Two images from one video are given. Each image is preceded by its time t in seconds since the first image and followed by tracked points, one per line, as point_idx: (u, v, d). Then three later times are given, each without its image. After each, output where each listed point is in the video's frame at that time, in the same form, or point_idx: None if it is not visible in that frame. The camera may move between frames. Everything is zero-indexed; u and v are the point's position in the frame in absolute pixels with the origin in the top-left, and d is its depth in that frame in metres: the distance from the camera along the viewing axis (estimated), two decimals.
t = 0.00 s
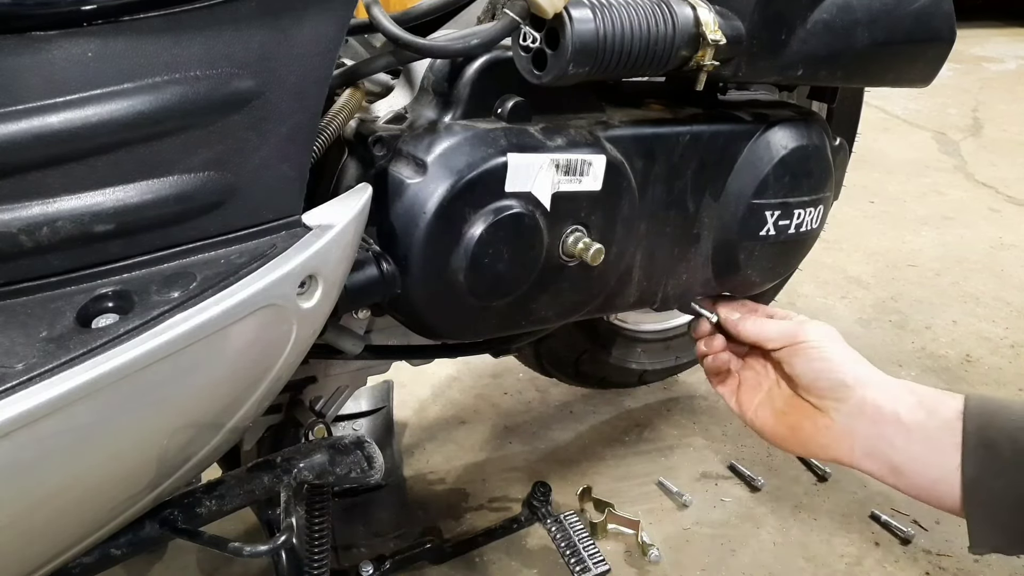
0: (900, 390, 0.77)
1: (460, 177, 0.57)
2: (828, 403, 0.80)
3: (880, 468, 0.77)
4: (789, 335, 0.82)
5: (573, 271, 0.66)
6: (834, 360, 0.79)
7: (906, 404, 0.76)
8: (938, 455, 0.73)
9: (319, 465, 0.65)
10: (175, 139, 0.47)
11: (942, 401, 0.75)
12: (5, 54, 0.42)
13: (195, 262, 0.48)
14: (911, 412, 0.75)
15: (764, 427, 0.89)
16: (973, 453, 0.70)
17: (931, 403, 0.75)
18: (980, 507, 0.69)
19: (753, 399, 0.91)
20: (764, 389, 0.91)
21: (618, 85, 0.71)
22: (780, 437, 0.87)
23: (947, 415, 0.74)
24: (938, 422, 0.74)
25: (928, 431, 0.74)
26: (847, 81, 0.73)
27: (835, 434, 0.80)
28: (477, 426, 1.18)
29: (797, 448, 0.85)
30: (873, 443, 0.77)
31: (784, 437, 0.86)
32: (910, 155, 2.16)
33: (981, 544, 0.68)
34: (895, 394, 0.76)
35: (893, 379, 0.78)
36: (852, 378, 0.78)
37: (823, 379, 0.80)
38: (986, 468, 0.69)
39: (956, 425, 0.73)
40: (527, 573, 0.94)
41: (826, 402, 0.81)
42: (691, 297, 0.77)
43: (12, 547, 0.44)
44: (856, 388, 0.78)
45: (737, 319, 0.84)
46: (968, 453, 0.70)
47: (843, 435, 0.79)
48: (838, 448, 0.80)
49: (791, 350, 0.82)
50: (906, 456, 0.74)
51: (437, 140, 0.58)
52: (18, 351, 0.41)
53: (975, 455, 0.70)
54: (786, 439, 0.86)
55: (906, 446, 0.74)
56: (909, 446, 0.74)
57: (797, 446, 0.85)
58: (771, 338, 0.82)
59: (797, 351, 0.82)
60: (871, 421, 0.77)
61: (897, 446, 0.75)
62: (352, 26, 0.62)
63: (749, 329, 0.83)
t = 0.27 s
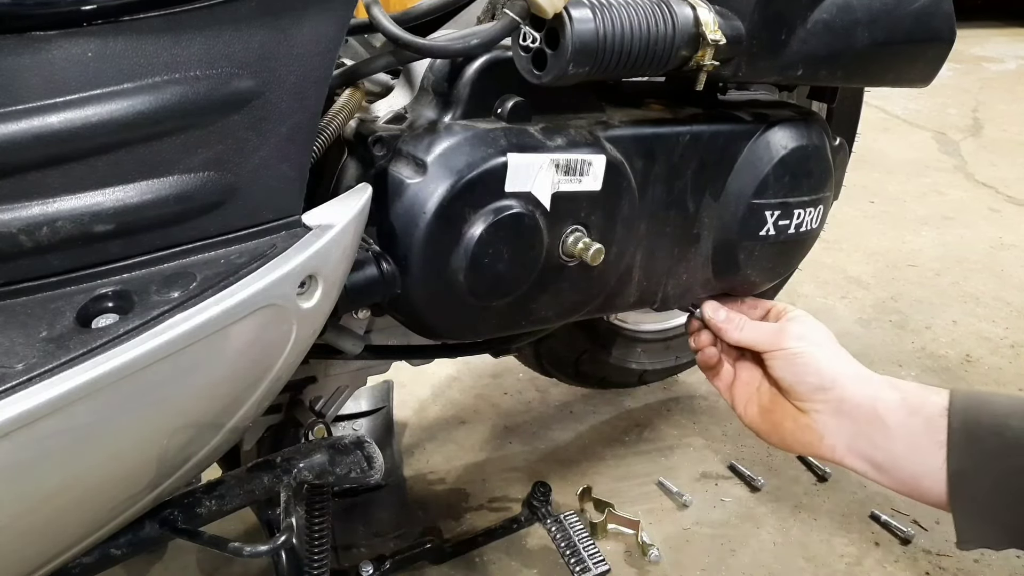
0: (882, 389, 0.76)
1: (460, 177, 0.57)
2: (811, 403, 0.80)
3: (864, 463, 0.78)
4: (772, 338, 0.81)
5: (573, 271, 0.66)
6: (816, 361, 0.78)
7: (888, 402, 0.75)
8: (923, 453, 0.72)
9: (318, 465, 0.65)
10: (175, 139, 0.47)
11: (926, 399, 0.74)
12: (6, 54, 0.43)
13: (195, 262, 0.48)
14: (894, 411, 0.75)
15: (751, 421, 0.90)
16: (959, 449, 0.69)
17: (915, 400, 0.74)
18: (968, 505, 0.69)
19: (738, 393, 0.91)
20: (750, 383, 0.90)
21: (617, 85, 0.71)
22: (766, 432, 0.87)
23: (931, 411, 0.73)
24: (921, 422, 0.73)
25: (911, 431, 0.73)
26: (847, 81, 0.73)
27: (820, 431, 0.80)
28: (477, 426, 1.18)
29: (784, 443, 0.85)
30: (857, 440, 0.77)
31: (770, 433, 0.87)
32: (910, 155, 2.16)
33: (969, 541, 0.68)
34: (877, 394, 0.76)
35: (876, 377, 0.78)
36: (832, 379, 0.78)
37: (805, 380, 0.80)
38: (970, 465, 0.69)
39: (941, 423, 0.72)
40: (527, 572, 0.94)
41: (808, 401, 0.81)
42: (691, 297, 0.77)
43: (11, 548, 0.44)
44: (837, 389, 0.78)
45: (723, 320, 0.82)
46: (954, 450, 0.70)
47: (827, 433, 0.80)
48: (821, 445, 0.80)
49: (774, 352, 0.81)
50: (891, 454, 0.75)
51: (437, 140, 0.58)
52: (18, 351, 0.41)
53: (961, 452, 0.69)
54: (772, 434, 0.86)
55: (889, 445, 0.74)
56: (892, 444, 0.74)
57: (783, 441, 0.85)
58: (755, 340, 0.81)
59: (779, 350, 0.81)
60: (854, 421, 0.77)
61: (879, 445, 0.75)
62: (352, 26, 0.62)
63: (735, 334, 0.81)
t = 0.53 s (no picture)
0: (848, 400, 0.72)
1: (460, 177, 0.57)
2: (770, 403, 0.77)
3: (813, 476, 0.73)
4: (750, 338, 0.80)
5: (573, 271, 0.66)
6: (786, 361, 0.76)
7: (849, 412, 0.71)
8: (877, 466, 0.68)
9: (319, 466, 0.65)
10: (174, 139, 0.47)
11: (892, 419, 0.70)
12: (5, 54, 0.43)
13: (195, 262, 0.48)
14: (854, 420, 0.71)
15: (710, 423, 0.85)
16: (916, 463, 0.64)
17: (880, 418, 0.70)
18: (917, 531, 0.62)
19: (704, 396, 0.87)
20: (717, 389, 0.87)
21: (617, 85, 0.72)
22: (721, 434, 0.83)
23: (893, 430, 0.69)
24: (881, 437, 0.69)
25: (868, 442, 0.69)
26: (847, 81, 0.73)
27: (772, 435, 0.76)
28: (477, 426, 1.18)
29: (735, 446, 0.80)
30: (808, 446, 0.72)
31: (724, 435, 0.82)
32: (910, 155, 2.16)
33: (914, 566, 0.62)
34: (840, 402, 0.72)
35: (842, 391, 0.74)
36: (798, 379, 0.75)
37: (771, 379, 0.77)
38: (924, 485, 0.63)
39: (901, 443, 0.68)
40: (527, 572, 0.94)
41: (768, 403, 0.77)
42: (691, 297, 0.77)
43: (11, 548, 0.44)
44: (800, 389, 0.74)
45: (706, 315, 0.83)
46: (910, 465, 0.65)
47: (779, 436, 0.75)
48: (773, 449, 0.76)
49: (749, 351, 0.80)
50: (843, 464, 0.70)
51: (437, 140, 0.58)
52: (19, 351, 0.41)
53: (918, 466, 0.64)
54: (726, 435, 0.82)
55: (842, 452, 0.70)
56: (845, 453, 0.70)
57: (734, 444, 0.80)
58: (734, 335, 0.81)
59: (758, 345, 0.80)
60: (810, 424, 0.73)
61: (830, 452, 0.71)
62: (352, 26, 0.62)
63: (714, 329, 0.82)
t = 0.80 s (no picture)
0: (841, 412, 0.73)
1: (460, 177, 0.57)
2: (763, 413, 0.77)
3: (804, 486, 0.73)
4: (746, 347, 0.81)
5: (573, 271, 0.66)
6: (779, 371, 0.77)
7: (841, 424, 0.71)
8: (867, 477, 0.68)
9: (319, 465, 0.65)
10: (174, 139, 0.47)
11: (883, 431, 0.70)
12: (5, 54, 0.43)
13: (195, 262, 0.48)
14: (845, 432, 0.71)
15: (702, 427, 0.85)
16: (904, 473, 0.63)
17: (871, 431, 0.70)
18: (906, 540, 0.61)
19: (698, 400, 0.87)
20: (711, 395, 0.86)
21: (617, 85, 0.72)
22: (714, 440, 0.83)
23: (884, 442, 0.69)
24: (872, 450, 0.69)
25: (859, 454, 0.69)
26: (847, 81, 0.73)
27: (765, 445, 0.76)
28: (477, 426, 1.18)
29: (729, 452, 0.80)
30: (799, 456, 0.73)
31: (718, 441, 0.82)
32: (910, 155, 2.16)
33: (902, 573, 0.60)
34: (833, 414, 0.72)
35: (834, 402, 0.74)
36: (791, 390, 0.75)
37: (764, 389, 0.77)
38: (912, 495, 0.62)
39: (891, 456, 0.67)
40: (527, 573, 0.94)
41: (762, 413, 0.77)
42: (691, 297, 0.77)
43: (11, 548, 0.44)
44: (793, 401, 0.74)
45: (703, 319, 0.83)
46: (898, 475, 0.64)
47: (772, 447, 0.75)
48: (764, 459, 0.76)
49: (744, 359, 0.80)
50: (833, 475, 0.70)
51: (437, 140, 0.58)
52: (19, 351, 0.41)
53: (906, 475, 0.63)
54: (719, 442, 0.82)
55: (832, 464, 0.70)
56: (836, 465, 0.70)
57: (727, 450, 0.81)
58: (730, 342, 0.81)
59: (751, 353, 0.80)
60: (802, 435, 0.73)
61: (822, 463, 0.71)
62: (352, 26, 0.62)
63: (711, 334, 0.83)
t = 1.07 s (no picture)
0: (880, 386, 0.68)
1: (460, 177, 0.57)
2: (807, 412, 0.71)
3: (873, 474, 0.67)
4: (764, 343, 0.74)
5: (572, 271, 0.66)
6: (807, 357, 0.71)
7: (886, 398, 0.66)
8: (924, 451, 0.63)
9: (319, 466, 0.65)
10: (174, 139, 0.47)
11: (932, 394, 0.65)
12: (5, 54, 0.43)
13: (195, 262, 0.48)
14: (890, 407, 0.66)
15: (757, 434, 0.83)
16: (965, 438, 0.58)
17: (915, 396, 0.65)
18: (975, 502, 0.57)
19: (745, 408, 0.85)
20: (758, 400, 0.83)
21: (617, 85, 0.72)
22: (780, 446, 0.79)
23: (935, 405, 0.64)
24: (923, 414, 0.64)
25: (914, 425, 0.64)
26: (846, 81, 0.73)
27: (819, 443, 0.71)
28: (477, 426, 1.18)
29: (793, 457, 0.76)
30: (854, 443, 0.67)
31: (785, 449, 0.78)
32: (910, 155, 2.16)
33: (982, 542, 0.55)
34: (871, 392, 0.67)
35: (872, 373, 0.69)
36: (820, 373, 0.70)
37: (795, 383, 0.71)
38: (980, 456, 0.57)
39: (941, 416, 0.63)
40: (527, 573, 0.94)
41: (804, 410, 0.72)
42: (691, 297, 0.77)
43: (11, 547, 0.44)
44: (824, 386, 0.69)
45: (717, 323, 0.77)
46: (955, 438, 0.59)
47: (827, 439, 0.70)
48: (825, 453, 0.71)
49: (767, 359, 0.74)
50: (894, 455, 0.65)
51: (437, 140, 0.58)
52: (18, 351, 0.41)
53: (963, 432, 0.58)
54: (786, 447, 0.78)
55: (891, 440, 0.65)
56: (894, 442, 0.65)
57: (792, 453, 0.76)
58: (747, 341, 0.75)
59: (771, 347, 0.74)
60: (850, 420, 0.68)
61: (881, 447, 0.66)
62: (352, 26, 0.62)
63: (728, 337, 0.77)
